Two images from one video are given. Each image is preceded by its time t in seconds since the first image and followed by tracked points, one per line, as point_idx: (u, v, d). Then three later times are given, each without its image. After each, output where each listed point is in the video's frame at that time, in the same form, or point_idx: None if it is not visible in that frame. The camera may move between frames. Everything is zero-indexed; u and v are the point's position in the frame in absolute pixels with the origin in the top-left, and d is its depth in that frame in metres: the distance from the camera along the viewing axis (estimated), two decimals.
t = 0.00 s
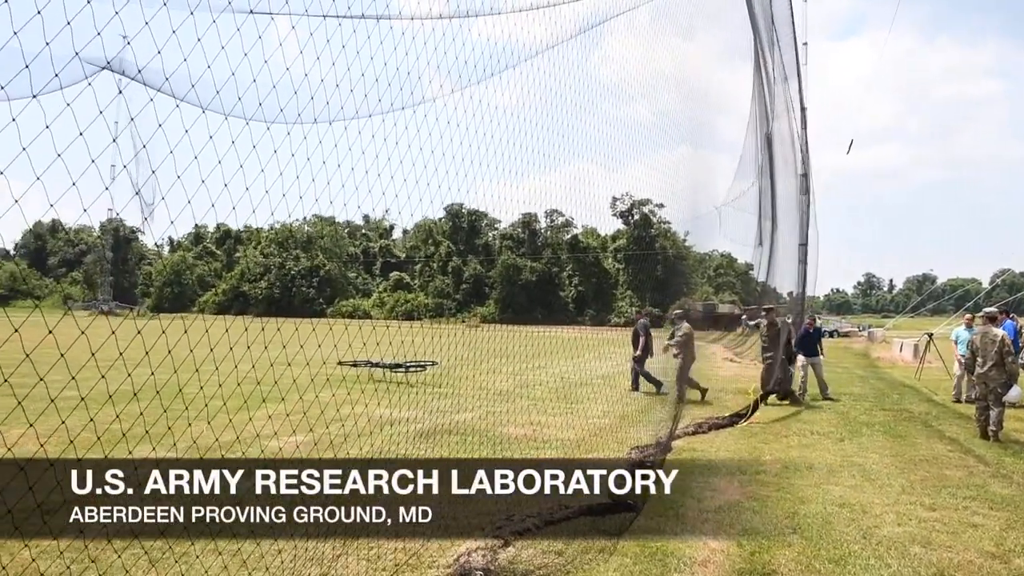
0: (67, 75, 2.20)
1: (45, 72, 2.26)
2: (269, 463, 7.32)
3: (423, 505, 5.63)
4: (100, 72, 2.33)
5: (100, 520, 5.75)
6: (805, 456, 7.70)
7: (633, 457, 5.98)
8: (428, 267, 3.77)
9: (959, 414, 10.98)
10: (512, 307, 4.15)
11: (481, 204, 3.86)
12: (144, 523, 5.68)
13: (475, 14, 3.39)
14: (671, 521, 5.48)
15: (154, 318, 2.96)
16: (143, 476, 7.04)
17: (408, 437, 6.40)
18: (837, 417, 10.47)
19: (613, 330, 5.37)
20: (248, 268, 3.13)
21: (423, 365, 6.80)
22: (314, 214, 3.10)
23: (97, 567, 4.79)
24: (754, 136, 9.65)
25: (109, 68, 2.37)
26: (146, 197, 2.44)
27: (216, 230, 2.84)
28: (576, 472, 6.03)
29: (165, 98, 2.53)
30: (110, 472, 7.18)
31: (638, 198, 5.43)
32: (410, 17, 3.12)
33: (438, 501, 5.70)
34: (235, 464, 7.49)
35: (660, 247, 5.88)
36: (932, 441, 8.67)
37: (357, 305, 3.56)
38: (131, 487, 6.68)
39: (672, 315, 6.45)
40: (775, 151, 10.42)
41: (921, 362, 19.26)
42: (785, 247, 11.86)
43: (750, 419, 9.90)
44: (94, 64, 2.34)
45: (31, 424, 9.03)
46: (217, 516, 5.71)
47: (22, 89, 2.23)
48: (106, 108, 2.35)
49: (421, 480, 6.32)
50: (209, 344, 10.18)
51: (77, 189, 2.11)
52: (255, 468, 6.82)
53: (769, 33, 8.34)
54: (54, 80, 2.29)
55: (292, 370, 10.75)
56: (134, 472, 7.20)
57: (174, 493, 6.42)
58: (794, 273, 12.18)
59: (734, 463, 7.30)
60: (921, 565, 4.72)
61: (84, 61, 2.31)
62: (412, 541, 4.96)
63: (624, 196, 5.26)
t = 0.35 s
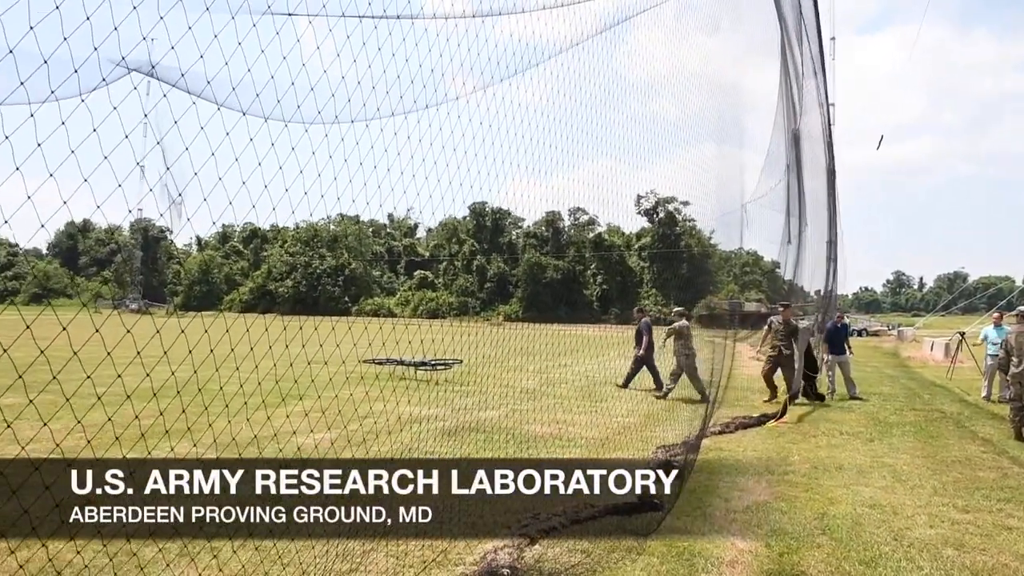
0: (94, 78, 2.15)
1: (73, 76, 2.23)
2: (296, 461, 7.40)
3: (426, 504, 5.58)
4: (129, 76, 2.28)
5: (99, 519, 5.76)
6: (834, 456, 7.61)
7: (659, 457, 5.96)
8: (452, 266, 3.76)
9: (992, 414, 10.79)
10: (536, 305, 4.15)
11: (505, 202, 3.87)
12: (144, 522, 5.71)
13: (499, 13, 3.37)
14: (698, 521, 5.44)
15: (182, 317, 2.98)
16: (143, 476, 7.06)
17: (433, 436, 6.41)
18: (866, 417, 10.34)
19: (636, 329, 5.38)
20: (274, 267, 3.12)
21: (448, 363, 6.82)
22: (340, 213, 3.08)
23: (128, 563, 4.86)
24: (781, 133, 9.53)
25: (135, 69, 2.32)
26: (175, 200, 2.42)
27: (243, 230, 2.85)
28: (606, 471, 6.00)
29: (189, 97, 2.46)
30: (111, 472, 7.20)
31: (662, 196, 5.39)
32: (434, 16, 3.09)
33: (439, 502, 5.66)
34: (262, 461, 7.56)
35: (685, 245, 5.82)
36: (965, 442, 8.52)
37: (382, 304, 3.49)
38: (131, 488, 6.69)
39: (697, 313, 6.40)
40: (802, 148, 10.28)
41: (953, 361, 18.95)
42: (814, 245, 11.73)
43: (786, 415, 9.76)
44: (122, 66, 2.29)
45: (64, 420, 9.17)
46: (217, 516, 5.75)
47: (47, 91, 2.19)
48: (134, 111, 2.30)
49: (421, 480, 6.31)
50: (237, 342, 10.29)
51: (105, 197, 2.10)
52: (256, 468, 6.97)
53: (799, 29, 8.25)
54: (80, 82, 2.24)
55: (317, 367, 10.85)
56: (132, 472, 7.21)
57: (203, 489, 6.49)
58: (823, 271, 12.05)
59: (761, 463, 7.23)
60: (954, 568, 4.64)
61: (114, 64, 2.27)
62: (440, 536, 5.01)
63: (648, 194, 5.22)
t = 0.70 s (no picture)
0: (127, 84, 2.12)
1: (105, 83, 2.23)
2: (327, 461, 7.48)
3: (424, 504, 5.63)
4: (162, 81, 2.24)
5: (99, 520, 5.85)
6: (868, 459, 7.49)
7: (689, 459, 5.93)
8: (479, 267, 3.77)
9: None
10: (563, 306, 4.15)
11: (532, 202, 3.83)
12: (143, 522, 5.74)
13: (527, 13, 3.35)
14: (730, 524, 5.38)
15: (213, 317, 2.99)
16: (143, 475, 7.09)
17: (462, 436, 6.44)
18: (901, 419, 10.17)
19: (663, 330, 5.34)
20: (304, 268, 3.10)
21: (476, 364, 6.82)
22: (368, 215, 3.05)
23: (163, 561, 4.93)
24: (812, 131, 9.39)
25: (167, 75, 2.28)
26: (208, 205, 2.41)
27: (273, 232, 2.84)
28: (637, 472, 5.95)
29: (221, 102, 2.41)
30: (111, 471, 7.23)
31: (691, 195, 5.33)
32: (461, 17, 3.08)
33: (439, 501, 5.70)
34: (293, 460, 7.63)
35: (713, 245, 5.76)
36: (1004, 445, 8.34)
37: (410, 305, 3.47)
38: (131, 487, 6.73)
39: (726, 313, 6.33)
40: (833, 146, 10.12)
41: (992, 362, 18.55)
42: (846, 243, 11.57)
43: (821, 415, 9.62)
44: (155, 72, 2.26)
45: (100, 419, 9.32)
46: (218, 516, 5.84)
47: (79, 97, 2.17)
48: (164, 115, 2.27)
49: (421, 480, 6.50)
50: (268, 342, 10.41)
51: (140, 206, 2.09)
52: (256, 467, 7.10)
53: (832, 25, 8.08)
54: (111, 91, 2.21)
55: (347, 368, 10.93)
56: (131, 471, 7.25)
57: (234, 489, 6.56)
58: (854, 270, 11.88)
59: (794, 465, 7.13)
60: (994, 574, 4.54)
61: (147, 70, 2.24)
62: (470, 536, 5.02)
63: (676, 194, 5.16)
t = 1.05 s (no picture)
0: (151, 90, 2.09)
1: (129, 88, 2.23)
2: (353, 460, 7.53)
3: (421, 506, 5.70)
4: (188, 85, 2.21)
5: (100, 520, 5.85)
6: (898, 458, 7.38)
7: (716, 464, 5.87)
8: (503, 266, 3.76)
9: None
10: (586, 306, 4.14)
11: (555, 202, 3.82)
12: (145, 522, 5.80)
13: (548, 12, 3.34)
14: (757, 524, 5.33)
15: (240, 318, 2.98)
16: (142, 476, 7.18)
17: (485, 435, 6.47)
18: (932, 418, 10.01)
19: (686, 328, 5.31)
20: (328, 269, 3.12)
21: (499, 362, 6.83)
22: (392, 215, 3.03)
23: (193, 559, 5.00)
24: (838, 126, 9.27)
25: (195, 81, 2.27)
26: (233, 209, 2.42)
27: (299, 233, 2.82)
28: (637, 472, 5.99)
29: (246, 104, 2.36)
30: (111, 472, 7.31)
31: (714, 193, 5.28)
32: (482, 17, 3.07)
33: (434, 501, 5.82)
34: (319, 459, 7.70)
35: (738, 243, 5.71)
36: None
37: (433, 305, 3.45)
38: (130, 487, 6.79)
39: (751, 312, 6.28)
40: (859, 142, 9.98)
41: None
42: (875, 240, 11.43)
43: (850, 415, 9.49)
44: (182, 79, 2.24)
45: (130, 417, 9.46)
46: (217, 516, 5.90)
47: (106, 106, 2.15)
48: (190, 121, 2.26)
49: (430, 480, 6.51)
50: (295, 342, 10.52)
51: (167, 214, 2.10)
52: (254, 468, 7.20)
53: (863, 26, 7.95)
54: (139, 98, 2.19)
55: (373, 368, 11.02)
56: (131, 471, 7.33)
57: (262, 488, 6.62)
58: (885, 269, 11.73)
59: (822, 465, 7.05)
60: None
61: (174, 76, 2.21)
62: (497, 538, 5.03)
63: (699, 190, 5.10)
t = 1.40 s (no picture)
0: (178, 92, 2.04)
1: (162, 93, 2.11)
2: (383, 460, 7.59)
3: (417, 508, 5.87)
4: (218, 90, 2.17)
5: (99, 520, 5.99)
6: (935, 461, 7.25)
7: (747, 466, 5.81)
8: (530, 267, 3.76)
9: None
10: (614, 307, 4.14)
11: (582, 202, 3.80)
12: (144, 520, 5.95)
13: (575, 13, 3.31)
14: (789, 527, 5.27)
15: (271, 319, 2.98)
16: (141, 476, 7.34)
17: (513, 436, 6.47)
18: (970, 420, 9.81)
19: (718, 328, 5.22)
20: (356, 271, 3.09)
21: (527, 363, 6.84)
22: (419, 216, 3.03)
23: (227, 558, 5.06)
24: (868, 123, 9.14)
25: (224, 84, 2.20)
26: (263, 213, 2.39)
27: (326, 235, 2.83)
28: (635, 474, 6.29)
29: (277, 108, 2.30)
30: (108, 472, 7.49)
31: (743, 191, 5.23)
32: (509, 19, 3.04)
33: (432, 501, 6.00)
34: (348, 460, 7.76)
35: (768, 243, 5.65)
36: None
37: (461, 306, 3.45)
38: (128, 488, 6.96)
39: (781, 313, 6.21)
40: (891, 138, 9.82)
41: None
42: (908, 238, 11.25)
43: (884, 417, 9.33)
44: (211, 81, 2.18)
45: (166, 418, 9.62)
46: (216, 516, 6.02)
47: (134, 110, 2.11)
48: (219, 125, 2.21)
49: (455, 481, 6.54)
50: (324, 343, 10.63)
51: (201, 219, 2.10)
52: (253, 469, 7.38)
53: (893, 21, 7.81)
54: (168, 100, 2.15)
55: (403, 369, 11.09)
56: (130, 471, 7.51)
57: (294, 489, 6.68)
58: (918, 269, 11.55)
59: (856, 468, 6.94)
60: None
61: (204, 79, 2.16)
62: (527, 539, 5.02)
63: (728, 189, 5.04)
